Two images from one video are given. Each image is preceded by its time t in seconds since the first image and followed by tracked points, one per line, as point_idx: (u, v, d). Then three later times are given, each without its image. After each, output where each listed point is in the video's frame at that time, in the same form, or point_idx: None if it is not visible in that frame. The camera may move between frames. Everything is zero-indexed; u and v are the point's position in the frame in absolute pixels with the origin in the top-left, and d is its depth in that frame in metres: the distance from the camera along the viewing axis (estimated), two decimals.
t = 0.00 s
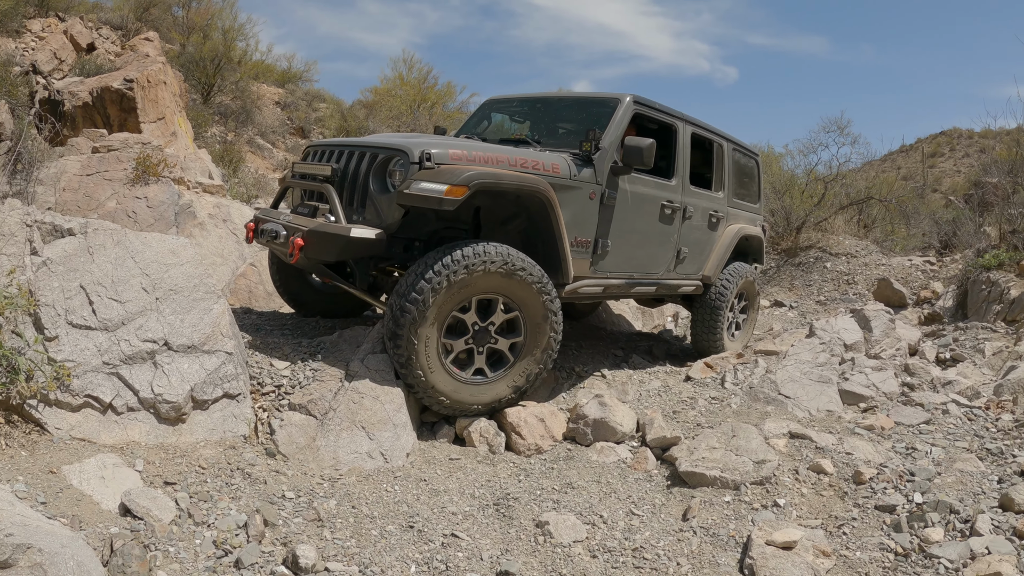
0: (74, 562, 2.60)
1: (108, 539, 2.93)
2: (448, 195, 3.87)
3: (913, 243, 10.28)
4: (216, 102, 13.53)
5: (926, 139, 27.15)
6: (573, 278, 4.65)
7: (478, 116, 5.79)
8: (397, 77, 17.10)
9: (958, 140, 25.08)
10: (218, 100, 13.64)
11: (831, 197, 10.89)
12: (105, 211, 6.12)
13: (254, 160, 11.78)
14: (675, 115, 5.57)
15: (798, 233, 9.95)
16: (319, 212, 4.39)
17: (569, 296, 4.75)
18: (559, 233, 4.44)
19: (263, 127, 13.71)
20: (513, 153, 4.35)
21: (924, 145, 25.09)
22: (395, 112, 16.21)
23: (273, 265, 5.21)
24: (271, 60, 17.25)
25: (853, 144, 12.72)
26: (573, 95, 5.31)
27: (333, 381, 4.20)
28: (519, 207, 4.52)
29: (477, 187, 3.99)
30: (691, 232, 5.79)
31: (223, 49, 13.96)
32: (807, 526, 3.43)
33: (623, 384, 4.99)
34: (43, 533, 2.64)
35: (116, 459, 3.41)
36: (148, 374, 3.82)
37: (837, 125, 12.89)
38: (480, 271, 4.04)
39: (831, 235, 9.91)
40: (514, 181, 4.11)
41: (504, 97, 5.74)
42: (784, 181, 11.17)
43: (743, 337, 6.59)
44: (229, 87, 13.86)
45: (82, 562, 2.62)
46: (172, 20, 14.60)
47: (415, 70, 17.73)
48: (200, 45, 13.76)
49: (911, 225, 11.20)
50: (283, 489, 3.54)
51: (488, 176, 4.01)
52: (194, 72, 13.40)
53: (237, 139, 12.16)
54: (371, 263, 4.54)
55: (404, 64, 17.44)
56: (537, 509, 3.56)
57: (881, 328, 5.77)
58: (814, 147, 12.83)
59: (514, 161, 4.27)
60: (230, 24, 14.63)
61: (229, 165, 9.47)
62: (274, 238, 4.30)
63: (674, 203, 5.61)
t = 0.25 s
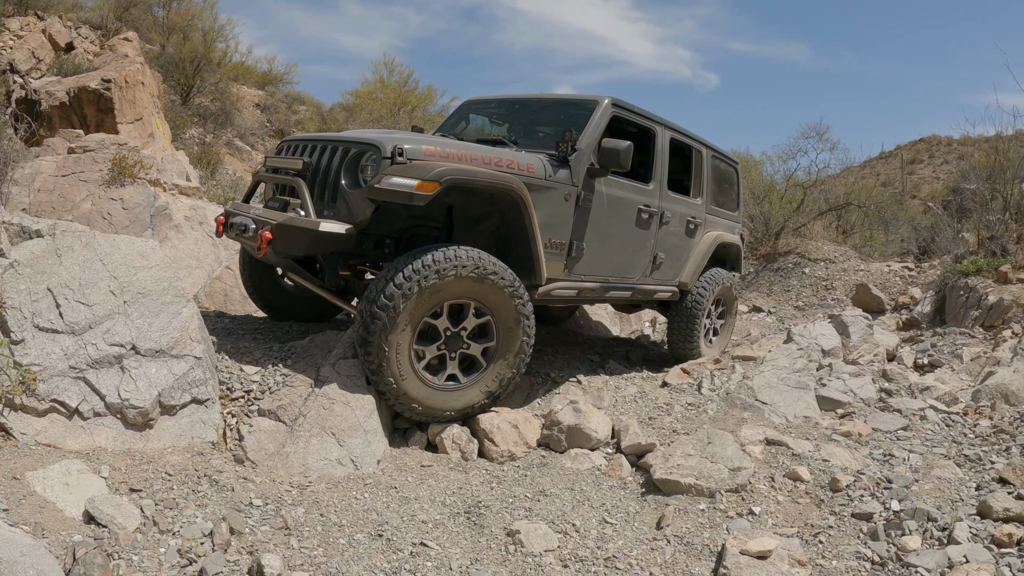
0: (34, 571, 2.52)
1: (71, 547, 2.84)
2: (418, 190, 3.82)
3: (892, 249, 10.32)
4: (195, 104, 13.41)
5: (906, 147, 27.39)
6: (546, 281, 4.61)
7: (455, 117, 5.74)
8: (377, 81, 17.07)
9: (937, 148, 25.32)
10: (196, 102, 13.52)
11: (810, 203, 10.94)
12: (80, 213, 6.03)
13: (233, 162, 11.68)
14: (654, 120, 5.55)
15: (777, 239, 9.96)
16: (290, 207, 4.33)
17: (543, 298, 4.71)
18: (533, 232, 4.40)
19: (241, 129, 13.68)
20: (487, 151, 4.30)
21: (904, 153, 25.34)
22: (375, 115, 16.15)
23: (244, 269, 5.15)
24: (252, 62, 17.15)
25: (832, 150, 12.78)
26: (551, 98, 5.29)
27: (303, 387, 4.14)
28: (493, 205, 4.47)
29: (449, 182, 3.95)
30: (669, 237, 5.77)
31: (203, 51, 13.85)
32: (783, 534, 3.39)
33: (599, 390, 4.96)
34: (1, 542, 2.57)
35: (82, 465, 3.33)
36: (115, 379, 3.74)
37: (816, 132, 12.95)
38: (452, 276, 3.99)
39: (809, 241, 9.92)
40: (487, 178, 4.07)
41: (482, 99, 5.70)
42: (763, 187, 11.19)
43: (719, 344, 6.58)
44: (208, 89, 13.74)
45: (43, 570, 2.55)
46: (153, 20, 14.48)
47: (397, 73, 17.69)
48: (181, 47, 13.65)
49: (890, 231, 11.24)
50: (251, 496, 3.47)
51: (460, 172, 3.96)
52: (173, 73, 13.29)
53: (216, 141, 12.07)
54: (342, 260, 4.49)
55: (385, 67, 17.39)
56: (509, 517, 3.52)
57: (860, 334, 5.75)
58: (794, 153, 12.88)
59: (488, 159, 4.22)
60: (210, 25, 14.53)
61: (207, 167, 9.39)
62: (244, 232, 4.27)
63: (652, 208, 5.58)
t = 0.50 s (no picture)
0: None
1: (34, 558, 2.77)
2: (387, 199, 3.75)
3: (873, 254, 10.33)
4: (174, 104, 13.27)
5: (887, 151, 27.55)
6: (519, 286, 4.58)
7: (430, 121, 5.67)
8: (359, 83, 17.00)
9: (917, 152, 25.49)
10: (176, 102, 13.39)
11: (790, 207, 10.95)
12: (56, 215, 5.90)
13: (212, 164, 11.56)
14: (630, 123, 5.52)
15: (756, 243, 9.95)
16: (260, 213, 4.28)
17: (516, 303, 4.67)
18: (505, 239, 4.34)
19: (221, 130, 13.57)
20: (459, 156, 4.25)
21: (886, 157, 25.49)
22: (355, 117, 16.07)
23: (216, 276, 5.11)
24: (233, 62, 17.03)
25: (812, 154, 12.81)
26: (527, 101, 5.24)
27: (274, 394, 4.08)
28: (464, 212, 4.41)
29: (418, 190, 3.87)
30: (646, 241, 5.74)
31: (183, 52, 13.73)
32: (759, 544, 3.34)
33: (575, 397, 4.94)
34: None
35: (48, 473, 3.23)
36: (83, 386, 3.64)
37: (797, 137, 12.98)
38: (425, 282, 3.95)
39: (789, 245, 9.92)
40: (458, 185, 4.00)
41: (457, 102, 5.64)
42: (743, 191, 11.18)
43: (697, 349, 6.55)
44: (188, 90, 13.61)
45: None
46: (135, 20, 14.35)
47: (379, 76, 17.64)
48: (161, 48, 13.54)
49: (871, 236, 11.26)
50: (220, 505, 3.39)
51: (430, 179, 3.91)
52: (152, 73, 13.17)
53: (194, 142, 11.95)
54: (312, 267, 4.45)
55: (366, 69, 17.33)
56: (480, 527, 3.48)
57: (839, 339, 5.72)
58: (774, 158, 12.91)
59: (459, 165, 4.18)
60: (191, 25, 14.42)
61: (185, 168, 9.29)
62: (212, 240, 4.19)
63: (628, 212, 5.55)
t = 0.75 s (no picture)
0: None
1: (22, 564, 2.77)
2: (385, 216, 3.81)
3: (863, 255, 10.37)
4: (165, 104, 13.22)
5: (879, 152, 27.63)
6: (514, 295, 4.59)
7: (426, 126, 5.65)
8: (350, 83, 16.97)
9: (908, 153, 25.58)
10: (167, 102, 13.33)
11: (781, 209, 10.98)
12: (46, 216, 5.87)
13: (203, 164, 11.51)
14: (626, 134, 5.51)
15: (747, 245, 9.97)
16: (257, 224, 4.27)
17: (510, 314, 4.68)
18: (499, 251, 4.38)
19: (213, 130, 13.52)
20: (455, 169, 4.25)
21: (877, 158, 25.57)
22: (346, 118, 16.03)
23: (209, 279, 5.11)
24: (225, 62, 16.97)
25: (803, 156, 12.85)
26: (525, 111, 5.22)
27: (263, 397, 4.07)
28: (459, 225, 4.43)
29: (416, 208, 3.91)
30: (638, 251, 5.75)
31: (174, 52, 13.68)
32: (747, 548, 3.35)
33: (565, 399, 4.94)
34: None
35: (36, 479, 3.22)
36: (71, 391, 3.62)
37: (789, 138, 13.00)
38: (426, 286, 3.95)
39: (779, 247, 9.95)
40: (455, 203, 4.03)
41: (455, 108, 5.62)
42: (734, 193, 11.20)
43: (690, 351, 6.56)
44: (179, 90, 13.56)
45: None
46: (126, 19, 14.30)
47: (370, 77, 17.61)
48: (151, 47, 13.49)
49: (862, 237, 11.29)
50: (207, 510, 3.37)
51: (428, 196, 3.91)
52: (142, 73, 13.13)
53: (184, 142, 11.91)
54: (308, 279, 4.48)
55: (358, 70, 17.30)
56: (469, 531, 3.47)
57: (829, 342, 5.73)
58: (765, 159, 12.93)
59: (456, 180, 4.18)
60: (183, 25, 14.37)
61: (175, 169, 9.25)
62: (211, 250, 4.21)
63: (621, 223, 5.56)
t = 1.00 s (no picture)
0: None
1: (23, 566, 2.76)
2: (390, 225, 3.78)
3: (857, 256, 10.44)
4: (160, 103, 13.16)
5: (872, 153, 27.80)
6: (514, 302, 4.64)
7: (430, 125, 5.70)
8: (345, 82, 16.93)
9: (902, 154, 25.76)
10: (161, 101, 13.27)
11: (776, 210, 11.04)
12: (41, 216, 5.74)
13: (197, 163, 11.45)
14: (630, 141, 5.53)
15: (742, 246, 10.02)
16: (259, 226, 4.24)
17: (508, 322, 4.71)
18: (501, 259, 4.39)
19: (208, 130, 13.46)
20: (460, 176, 4.27)
21: (871, 159, 25.72)
22: (341, 117, 16.00)
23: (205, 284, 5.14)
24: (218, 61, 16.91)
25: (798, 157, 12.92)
26: (529, 114, 5.25)
27: (262, 398, 4.06)
28: (464, 232, 4.47)
29: (421, 218, 3.91)
30: (638, 258, 5.78)
31: (168, 50, 13.61)
32: (747, 548, 3.37)
33: (562, 400, 4.95)
34: None
35: (35, 480, 3.21)
36: (70, 391, 3.61)
37: (783, 139, 13.08)
38: (440, 288, 4.00)
39: (774, 248, 10.00)
40: (460, 212, 4.03)
41: (459, 107, 5.66)
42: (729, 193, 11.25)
43: (687, 353, 6.61)
44: (174, 88, 13.49)
45: None
46: (120, 17, 14.23)
47: (365, 76, 17.57)
48: (145, 45, 13.41)
49: (855, 238, 11.36)
50: (208, 512, 3.37)
51: (433, 206, 3.93)
52: (138, 72, 13.03)
53: (180, 141, 11.85)
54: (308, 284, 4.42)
55: (353, 69, 17.26)
56: (470, 532, 3.48)
57: (824, 342, 5.78)
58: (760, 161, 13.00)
59: (460, 187, 4.20)
60: (178, 23, 14.32)
61: (170, 168, 9.21)
62: (212, 251, 4.20)
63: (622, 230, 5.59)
